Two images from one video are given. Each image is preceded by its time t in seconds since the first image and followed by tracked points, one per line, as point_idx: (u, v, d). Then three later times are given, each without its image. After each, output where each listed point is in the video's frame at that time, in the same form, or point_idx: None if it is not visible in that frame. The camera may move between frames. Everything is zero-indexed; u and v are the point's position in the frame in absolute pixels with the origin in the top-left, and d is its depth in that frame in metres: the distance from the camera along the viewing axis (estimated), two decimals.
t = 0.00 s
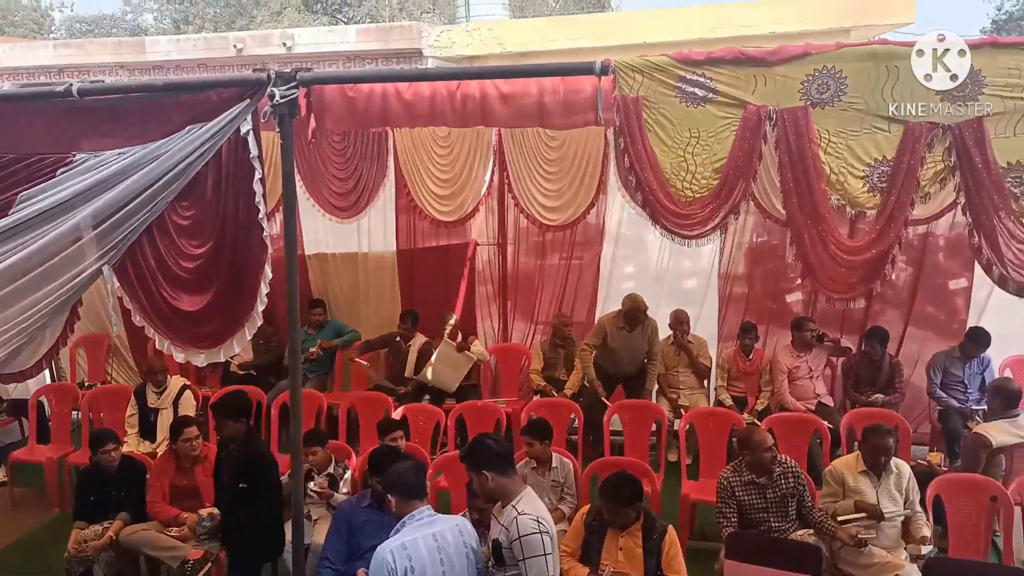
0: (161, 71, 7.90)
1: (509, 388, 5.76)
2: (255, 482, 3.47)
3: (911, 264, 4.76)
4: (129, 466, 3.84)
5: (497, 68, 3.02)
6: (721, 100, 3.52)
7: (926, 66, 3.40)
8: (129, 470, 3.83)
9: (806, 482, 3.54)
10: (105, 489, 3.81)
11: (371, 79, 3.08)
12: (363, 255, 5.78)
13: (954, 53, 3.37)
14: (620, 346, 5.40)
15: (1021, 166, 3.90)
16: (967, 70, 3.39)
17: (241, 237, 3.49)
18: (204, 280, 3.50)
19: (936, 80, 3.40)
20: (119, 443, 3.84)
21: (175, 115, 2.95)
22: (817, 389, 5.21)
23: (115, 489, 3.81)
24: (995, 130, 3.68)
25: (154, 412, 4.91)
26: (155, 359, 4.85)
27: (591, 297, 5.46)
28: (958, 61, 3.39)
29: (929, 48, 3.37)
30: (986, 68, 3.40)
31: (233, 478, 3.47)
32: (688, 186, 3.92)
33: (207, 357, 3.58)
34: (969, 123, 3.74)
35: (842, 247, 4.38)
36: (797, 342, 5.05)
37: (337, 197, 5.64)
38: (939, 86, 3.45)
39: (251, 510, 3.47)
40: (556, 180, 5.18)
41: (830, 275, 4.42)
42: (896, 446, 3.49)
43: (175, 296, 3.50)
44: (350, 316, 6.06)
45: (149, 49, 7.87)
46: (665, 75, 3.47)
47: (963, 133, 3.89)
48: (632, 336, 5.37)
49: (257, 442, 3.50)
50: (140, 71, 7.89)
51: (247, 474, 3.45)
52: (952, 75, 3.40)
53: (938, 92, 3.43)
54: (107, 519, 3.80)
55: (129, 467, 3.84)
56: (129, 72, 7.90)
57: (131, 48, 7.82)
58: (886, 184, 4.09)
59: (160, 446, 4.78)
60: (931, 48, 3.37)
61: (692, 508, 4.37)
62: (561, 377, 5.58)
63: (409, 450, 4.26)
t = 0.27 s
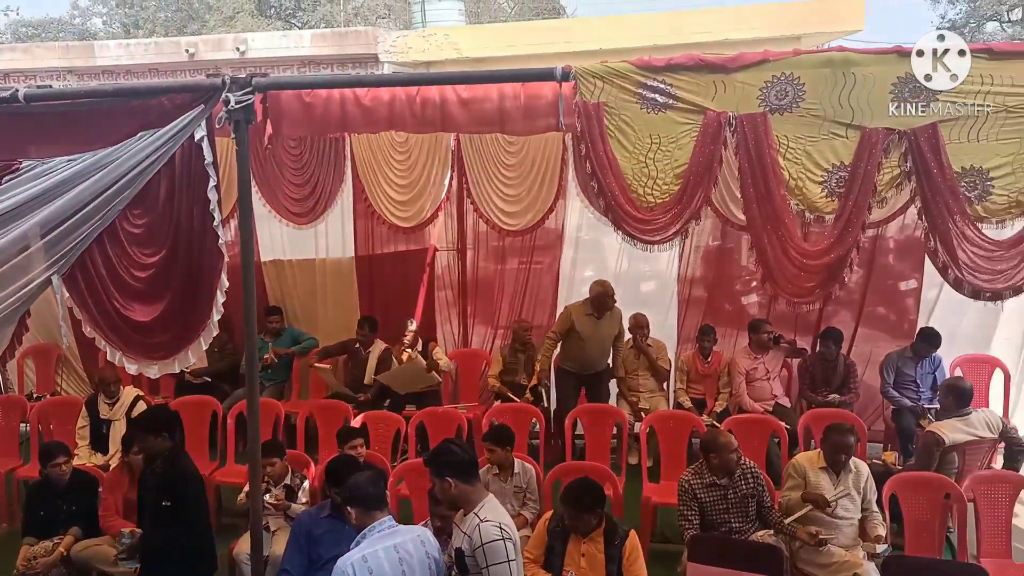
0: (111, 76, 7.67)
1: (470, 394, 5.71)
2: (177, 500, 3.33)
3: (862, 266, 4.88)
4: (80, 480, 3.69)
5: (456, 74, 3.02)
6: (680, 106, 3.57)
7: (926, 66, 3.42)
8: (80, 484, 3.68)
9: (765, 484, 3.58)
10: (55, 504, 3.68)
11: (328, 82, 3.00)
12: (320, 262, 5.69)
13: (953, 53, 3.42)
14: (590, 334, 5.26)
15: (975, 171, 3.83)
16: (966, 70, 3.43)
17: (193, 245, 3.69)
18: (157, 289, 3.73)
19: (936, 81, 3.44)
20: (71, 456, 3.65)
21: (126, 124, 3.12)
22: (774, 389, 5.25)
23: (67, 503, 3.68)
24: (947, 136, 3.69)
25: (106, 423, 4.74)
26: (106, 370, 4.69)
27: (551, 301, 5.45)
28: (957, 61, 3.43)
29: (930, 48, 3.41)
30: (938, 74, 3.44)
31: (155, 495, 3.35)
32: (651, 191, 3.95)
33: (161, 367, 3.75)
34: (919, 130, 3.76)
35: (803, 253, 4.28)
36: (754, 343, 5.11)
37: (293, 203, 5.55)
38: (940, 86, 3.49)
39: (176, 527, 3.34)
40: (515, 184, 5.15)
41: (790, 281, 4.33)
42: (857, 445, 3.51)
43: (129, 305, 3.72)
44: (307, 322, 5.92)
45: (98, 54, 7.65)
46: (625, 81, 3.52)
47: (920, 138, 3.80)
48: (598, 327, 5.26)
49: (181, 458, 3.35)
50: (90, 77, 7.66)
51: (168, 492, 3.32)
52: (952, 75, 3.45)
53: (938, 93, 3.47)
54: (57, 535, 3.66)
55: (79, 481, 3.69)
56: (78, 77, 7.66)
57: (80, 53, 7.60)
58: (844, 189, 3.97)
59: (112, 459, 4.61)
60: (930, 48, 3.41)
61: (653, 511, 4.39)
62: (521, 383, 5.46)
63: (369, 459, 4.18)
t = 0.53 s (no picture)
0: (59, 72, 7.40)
1: (431, 394, 5.65)
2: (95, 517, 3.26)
3: (818, 262, 4.98)
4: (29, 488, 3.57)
5: (416, 69, 2.95)
6: (642, 102, 3.58)
7: (926, 66, 3.48)
8: (31, 491, 3.57)
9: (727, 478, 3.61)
10: (4, 512, 3.55)
11: (286, 78, 2.93)
12: (277, 261, 5.59)
13: (953, 54, 3.45)
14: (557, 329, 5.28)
15: (932, 167, 3.69)
16: (967, 69, 3.45)
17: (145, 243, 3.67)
18: (109, 289, 3.69)
19: (936, 81, 3.48)
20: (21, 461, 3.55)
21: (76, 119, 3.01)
22: (734, 385, 5.27)
23: (16, 511, 3.55)
24: (906, 132, 3.61)
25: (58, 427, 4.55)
26: (56, 373, 4.52)
27: (512, 299, 5.44)
28: (958, 61, 3.46)
29: (929, 48, 3.46)
30: (897, 70, 3.48)
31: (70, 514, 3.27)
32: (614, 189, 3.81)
33: (113, 371, 3.69)
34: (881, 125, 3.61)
35: (764, 249, 4.03)
36: (713, 340, 5.17)
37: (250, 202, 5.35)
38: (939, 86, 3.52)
39: (93, 546, 3.25)
40: (475, 182, 5.09)
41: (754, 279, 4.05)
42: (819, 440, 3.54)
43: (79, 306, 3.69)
44: (266, 323, 5.80)
45: (45, 50, 7.39)
46: (590, 78, 3.54)
47: (879, 134, 3.64)
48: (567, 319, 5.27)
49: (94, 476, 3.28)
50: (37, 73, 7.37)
51: (86, 509, 3.25)
52: (952, 74, 3.48)
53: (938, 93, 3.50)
54: (6, 544, 3.52)
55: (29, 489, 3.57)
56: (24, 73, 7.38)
57: (26, 48, 7.29)
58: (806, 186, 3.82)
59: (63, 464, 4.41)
60: (930, 48, 3.46)
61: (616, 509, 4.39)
62: (483, 382, 5.40)
63: (330, 460, 4.09)
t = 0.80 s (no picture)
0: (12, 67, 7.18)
1: (397, 393, 5.59)
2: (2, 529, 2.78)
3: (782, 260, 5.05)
4: None
5: (382, 65, 2.89)
6: (609, 100, 3.60)
7: (925, 66, 3.51)
8: None
9: (693, 475, 3.65)
10: None
11: (249, 74, 2.86)
12: (239, 260, 5.49)
13: (954, 53, 3.48)
14: (529, 329, 5.29)
15: (896, 165, 3.72)
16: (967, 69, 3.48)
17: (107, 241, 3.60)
18: (67, 289, 3.58)
19: (935, 81, 3.51)
20: None
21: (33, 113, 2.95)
22: (700, 381, 5.31)
23: None
24: (871, 131, 3.64)
25: (12, 431, 4.40)
26: (9, 375, 4.37)
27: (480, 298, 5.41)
28: (957, 61, 3.49)
29: (929, 48, 3.49)
30: (861, 69, 3.52)
31: None
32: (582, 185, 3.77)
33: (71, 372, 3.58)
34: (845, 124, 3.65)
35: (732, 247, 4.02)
36: (679, 336, 5.21)
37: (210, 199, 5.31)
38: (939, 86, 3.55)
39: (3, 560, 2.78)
40: (441, 180, 5.05)
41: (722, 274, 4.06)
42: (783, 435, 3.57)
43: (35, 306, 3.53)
44: (228, 322, 5.68)
45: None
46: (558, 75, 3.56)
47: (844, 133, 3.68)
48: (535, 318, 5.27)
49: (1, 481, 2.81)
50: None
51: None
52: (952, 74, 3.51)
53: (938, 93, 3.53)
54: None
55: None
56: None
57: None
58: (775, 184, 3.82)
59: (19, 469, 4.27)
60: (930, 48, 3.50)
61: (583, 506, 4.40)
62: (450, 380, 5.36)
63: (294, 461, 4.02)
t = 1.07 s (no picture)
0: None
1: (353, 393, 5.49)
2: None
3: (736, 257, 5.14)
4: None
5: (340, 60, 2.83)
6: (569, 97, 3.60)
7: (925, 66, 3.58)
8: None
9: (651, 471, 3.69)
10: None
11: (199, 68, 2.77)
12: (190, 258, 5.35)
13: (953, 53, 3.55)
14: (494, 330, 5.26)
15: (850, 163, 3.75)
16: (967, 69, 3.55)
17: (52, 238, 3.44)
18: (11, 288, 3.46)
19: (936, 80, 3.58)
20: None
21: None
22: (657, 377, 5.35)
23: None
24: (827, 128, 3.69)
25: None
26: None
27: (438, 296, 5.36)
28: (957, 61, 3.56)
29: (929, 48, 3.57)
30: (815, 69, 3.61)
31: None
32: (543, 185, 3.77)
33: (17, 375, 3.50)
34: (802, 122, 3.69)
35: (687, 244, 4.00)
36: (637, 332, 5.24)
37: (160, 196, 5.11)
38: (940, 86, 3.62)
39: None
40: (398, 177, 4.99)
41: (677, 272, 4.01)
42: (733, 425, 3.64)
43: None
44: (178, 322, 5.52)
45: None
46: (517, 72, 3.55)
47: (801, 131, 3.71)
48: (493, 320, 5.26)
49: None
50: None
51: None
52: (952, 74, 3.57)
53: (938, 92, 3.60)
54: None
55: None
56: None
57: None
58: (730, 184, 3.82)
59: None
60: (931, 48, 3.57)
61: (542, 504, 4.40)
62: (407, 379, 5.30)
63: (248, 462, 3.92)
